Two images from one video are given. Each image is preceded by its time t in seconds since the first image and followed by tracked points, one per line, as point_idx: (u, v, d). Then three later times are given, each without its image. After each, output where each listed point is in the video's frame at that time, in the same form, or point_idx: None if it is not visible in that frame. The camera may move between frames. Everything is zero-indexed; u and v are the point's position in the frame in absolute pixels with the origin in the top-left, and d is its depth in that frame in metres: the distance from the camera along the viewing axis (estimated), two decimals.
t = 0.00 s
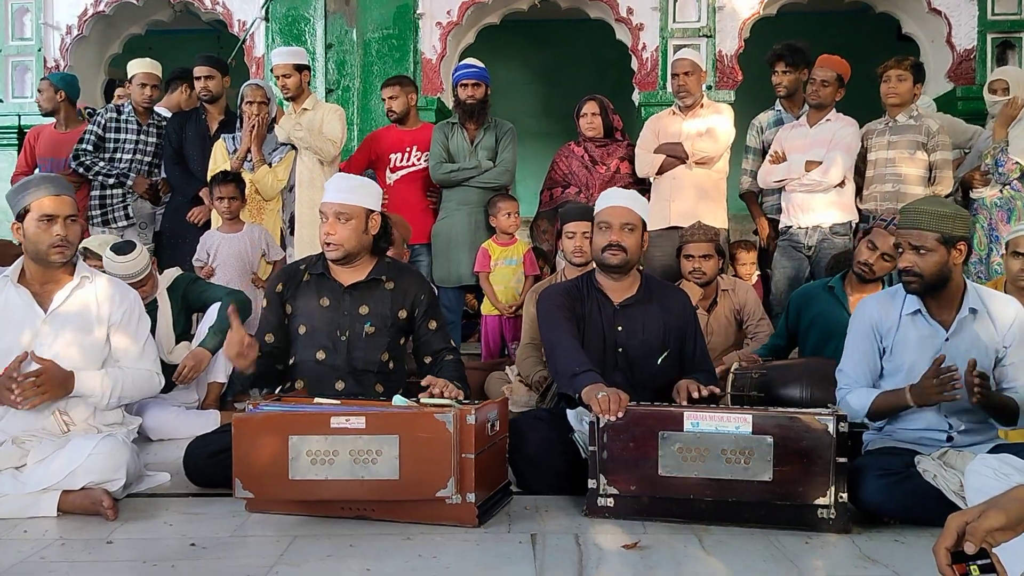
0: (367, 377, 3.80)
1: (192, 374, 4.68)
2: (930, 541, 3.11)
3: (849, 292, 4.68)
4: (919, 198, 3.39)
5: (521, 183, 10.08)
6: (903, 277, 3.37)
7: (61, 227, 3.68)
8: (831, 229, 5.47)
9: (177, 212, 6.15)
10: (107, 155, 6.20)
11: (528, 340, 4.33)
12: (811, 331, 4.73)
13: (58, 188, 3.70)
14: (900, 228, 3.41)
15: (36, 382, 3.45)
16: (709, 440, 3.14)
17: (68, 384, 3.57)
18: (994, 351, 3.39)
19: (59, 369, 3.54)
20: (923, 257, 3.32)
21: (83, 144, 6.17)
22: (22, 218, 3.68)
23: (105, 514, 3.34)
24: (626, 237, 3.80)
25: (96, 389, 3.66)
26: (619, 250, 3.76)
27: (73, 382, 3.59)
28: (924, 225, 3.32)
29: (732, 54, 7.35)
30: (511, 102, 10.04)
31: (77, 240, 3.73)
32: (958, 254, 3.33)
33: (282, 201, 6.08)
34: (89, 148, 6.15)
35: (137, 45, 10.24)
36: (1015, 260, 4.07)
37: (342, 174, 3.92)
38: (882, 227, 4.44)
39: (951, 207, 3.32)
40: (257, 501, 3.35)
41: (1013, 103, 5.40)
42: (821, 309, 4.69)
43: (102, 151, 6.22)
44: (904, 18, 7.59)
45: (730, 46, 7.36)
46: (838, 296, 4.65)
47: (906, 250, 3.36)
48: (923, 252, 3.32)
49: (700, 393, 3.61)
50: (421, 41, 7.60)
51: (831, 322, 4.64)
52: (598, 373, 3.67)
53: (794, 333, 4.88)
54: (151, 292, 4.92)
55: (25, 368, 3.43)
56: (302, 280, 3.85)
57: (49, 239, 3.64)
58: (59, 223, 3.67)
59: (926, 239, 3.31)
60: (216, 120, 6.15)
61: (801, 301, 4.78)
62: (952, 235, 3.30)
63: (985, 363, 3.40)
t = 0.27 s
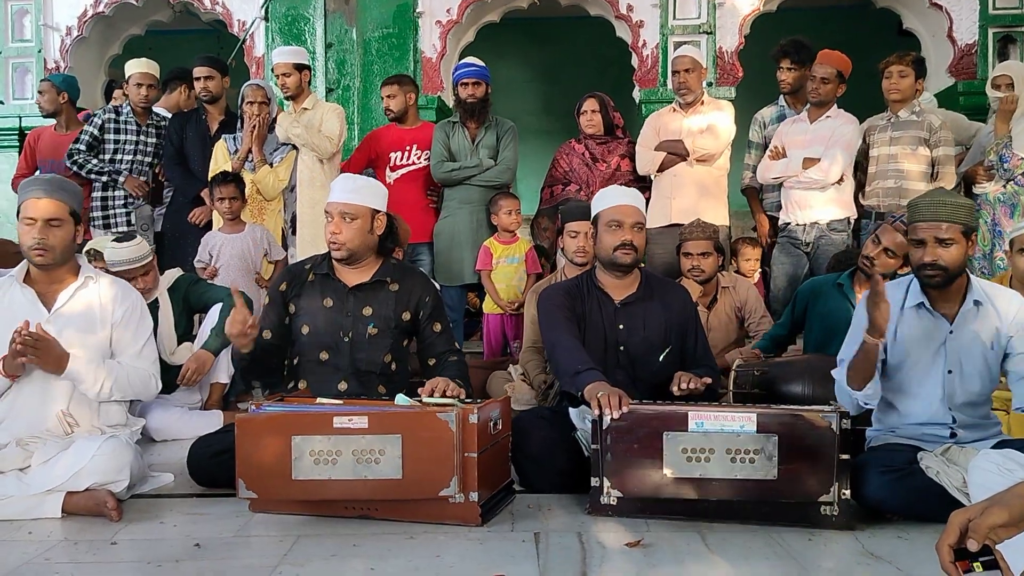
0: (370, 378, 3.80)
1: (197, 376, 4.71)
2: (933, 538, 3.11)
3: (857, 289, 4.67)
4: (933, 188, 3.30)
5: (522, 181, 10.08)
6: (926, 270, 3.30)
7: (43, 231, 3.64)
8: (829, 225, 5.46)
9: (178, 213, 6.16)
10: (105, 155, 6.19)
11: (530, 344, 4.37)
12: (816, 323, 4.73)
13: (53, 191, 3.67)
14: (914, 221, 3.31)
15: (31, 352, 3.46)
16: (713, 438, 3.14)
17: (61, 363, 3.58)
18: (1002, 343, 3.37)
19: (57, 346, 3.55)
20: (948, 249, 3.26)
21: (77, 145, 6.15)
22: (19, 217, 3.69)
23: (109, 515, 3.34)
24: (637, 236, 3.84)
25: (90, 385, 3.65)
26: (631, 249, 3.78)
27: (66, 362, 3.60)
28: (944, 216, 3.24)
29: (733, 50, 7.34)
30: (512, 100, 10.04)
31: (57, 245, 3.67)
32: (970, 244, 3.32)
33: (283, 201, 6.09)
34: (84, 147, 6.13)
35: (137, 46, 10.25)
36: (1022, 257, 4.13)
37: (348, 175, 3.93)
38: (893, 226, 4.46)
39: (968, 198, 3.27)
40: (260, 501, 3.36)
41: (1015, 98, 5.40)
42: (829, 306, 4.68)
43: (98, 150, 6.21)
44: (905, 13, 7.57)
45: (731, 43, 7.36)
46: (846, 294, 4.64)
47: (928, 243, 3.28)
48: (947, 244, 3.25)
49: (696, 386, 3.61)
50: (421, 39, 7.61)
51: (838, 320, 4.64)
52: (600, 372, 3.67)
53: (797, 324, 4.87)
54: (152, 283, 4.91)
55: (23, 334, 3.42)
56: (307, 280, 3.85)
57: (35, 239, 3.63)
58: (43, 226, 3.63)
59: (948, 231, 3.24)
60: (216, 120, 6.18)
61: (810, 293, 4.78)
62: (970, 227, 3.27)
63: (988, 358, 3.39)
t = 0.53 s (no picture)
0: (374, 380, 3.81)
1: (202, 380, 4.75)
2: (940, 534, 3.11)
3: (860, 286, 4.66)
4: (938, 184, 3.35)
5: (525, 181, 10.07)
6: (940, 265, 3.30)
7: (37, 240, 3.64)
8: (831, 223, 5.46)
9: (182, 216, 6.17)
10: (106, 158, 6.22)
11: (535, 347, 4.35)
12: (820, 319, 4.73)
13: (53, 199, 3.67)
14: (925, 216, 3.33)
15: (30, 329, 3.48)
16: (718, 437, 3.14)
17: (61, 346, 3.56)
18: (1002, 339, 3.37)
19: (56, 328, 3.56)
20: (961, 242, 3.29)
21: (75, 147, 6.21)
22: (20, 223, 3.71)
23: (117, 519, 3.35)
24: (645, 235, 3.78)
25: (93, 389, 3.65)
26: (647, 251, 3.74)
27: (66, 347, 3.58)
28: (955, 209, 3.27)
29: (735, 49, 7.34)
30: (514, 101, 10.04)
31: (51, 255, 3.67)
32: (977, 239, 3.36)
33: (287, 204, 6.08)
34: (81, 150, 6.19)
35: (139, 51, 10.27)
36: None
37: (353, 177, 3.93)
38: (893, 222, 4.46)
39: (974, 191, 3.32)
40: (267, 503, 3.36)
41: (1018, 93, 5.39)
42: (834, 304, 4.67)
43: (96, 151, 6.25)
44: (907, 9, 7.56)
45: (733, 42, 7.35)
46: (849, 291, 4.63)
47: (941, 237, 3.30)
48: (959, 237, 3.28)
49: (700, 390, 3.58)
50: (423, 41, 7.62)
51: (843, 317, 4.63)
52: (604, 371, 3.67)
53: (805, 323, 4.85)
54: (158, 271, 5.01)
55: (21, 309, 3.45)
56: (312, 282, 3.87)
57: (33, 245, 3.64)
58: (37, 235, 3.64)
59: (961, 225, 3.27)
60: (219, 123, 6.21)
61: (813, 290, 4.76)
62: (978, 220, 3.31)
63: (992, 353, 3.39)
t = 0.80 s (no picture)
0: (378, 381, 3.81)
1: (204, 379, 4.55)
2: (944, 535, 3.11)
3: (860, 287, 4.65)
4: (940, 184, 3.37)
5: (528, 181, 10.07)
6: (951, 264, 3.30)
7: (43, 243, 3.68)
8: (834, 223, 5.45)
9: (186, 217, 6.18)
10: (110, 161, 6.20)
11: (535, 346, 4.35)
12: (821, 320, 4.71)
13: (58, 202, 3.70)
14: (934, 215, 3.32)
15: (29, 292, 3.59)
16: (721, 437, 3.14)
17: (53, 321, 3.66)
18: (1006, 342, 3.38)
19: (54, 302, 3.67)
20: (970, 240, 3.29)
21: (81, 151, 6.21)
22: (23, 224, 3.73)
23: (121, 518, 3.36)
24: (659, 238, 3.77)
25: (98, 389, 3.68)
26: (661, 253, 3.75)
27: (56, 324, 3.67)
28: (961, 207, 3.29)
29: (738, 49, 7.34)
30: (518, 101, 10.04)
31: (55, 257, 3.71)
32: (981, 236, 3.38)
33: (291, 204, 6.10)
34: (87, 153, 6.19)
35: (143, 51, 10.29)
36: None
37: (363, 180, 3.93)
38: (890, 221, 4.49)
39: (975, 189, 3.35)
40: (271, 503, 3.37)
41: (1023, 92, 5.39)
42: (834, 304, 4.66)
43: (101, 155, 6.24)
44: (911, 9, 7.55)
45: (736, 42, 7.35)
46: (848, 292, 4.62)
47: (950, 236, 3.29)
48: (968, 234, 3.29)
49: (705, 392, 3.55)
50: (427, 41, 7.63)
51: (841, 317, 4.62)
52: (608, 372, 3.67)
53: (805, 324, 4.83)
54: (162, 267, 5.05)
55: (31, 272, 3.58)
56: (319, 283, 3.86)
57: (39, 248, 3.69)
58: (40, 238, 3.68)
59: (969, 223, 3.28)
60: (222, 123, 6.24)
61: (813, 292, 4.75)
62: (983, 217, 3.34)
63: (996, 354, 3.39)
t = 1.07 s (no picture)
0: (381, 384, 3.82)
1: (209, 381, 4.71)
2: (947, 538, 3.10)
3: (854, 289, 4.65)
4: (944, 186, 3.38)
5: (532, 184, 10.08)
6: (955, 264, 3.29)
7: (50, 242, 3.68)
8: (839, 226, 5.44)
9: (190, 219, 6.19)
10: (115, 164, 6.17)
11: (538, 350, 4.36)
12: (819, 326, 4.69)
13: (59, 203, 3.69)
14: (940, 214, 3.33)
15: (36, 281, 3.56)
16: (724, 439, 3.14)
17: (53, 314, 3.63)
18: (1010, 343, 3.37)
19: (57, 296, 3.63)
20: (974, 241, 3.29)
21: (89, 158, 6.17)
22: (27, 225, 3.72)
23: (125, 519, 3.36)
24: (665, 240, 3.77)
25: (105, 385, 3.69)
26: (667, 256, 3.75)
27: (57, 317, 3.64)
28: (964, 207, 3.30)
29: (742, 51, 7.34)
30: (521, 104, 10.05)
31: (60, 258, 3.71)
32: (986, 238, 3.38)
33: (295, 206, 6.12)
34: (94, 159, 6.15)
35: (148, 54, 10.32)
36: None
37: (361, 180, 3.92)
38: (878, 219, 4.52)
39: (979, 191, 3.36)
40: (274, 505, 3.37)
41: None
42: (829, 307, 4.65)
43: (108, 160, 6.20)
44: (915, 12, 7.55)
45: (740, 44, 7.35)
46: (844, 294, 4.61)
47: (954, 236, 3.29)
48: (973, 235, 3.29)
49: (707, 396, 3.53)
50: (430, 43, 7.62)
51: (838, 320, 4.62)
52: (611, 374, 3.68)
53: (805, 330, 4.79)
54: (165, 269, 5.06)
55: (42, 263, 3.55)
56: (319, 284, 3.87)
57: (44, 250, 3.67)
58: (44, 238, 3.68)
59: (974, 223, 3.29)
60: (226, 126, 6.24)
61: (809, 298, 4.73)
62: (987, 218, 3.34)
63: (1001, 356, 3.38)
